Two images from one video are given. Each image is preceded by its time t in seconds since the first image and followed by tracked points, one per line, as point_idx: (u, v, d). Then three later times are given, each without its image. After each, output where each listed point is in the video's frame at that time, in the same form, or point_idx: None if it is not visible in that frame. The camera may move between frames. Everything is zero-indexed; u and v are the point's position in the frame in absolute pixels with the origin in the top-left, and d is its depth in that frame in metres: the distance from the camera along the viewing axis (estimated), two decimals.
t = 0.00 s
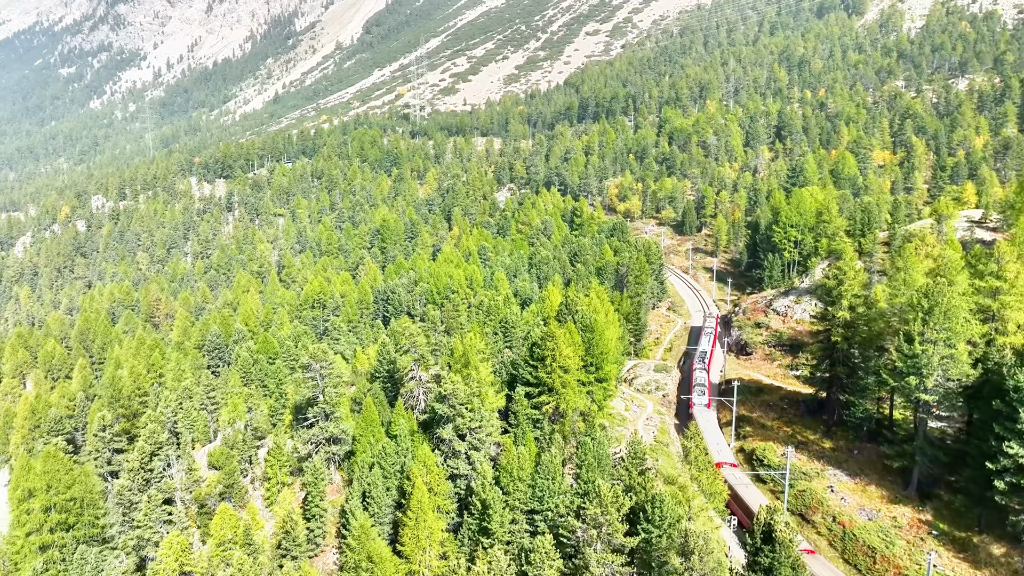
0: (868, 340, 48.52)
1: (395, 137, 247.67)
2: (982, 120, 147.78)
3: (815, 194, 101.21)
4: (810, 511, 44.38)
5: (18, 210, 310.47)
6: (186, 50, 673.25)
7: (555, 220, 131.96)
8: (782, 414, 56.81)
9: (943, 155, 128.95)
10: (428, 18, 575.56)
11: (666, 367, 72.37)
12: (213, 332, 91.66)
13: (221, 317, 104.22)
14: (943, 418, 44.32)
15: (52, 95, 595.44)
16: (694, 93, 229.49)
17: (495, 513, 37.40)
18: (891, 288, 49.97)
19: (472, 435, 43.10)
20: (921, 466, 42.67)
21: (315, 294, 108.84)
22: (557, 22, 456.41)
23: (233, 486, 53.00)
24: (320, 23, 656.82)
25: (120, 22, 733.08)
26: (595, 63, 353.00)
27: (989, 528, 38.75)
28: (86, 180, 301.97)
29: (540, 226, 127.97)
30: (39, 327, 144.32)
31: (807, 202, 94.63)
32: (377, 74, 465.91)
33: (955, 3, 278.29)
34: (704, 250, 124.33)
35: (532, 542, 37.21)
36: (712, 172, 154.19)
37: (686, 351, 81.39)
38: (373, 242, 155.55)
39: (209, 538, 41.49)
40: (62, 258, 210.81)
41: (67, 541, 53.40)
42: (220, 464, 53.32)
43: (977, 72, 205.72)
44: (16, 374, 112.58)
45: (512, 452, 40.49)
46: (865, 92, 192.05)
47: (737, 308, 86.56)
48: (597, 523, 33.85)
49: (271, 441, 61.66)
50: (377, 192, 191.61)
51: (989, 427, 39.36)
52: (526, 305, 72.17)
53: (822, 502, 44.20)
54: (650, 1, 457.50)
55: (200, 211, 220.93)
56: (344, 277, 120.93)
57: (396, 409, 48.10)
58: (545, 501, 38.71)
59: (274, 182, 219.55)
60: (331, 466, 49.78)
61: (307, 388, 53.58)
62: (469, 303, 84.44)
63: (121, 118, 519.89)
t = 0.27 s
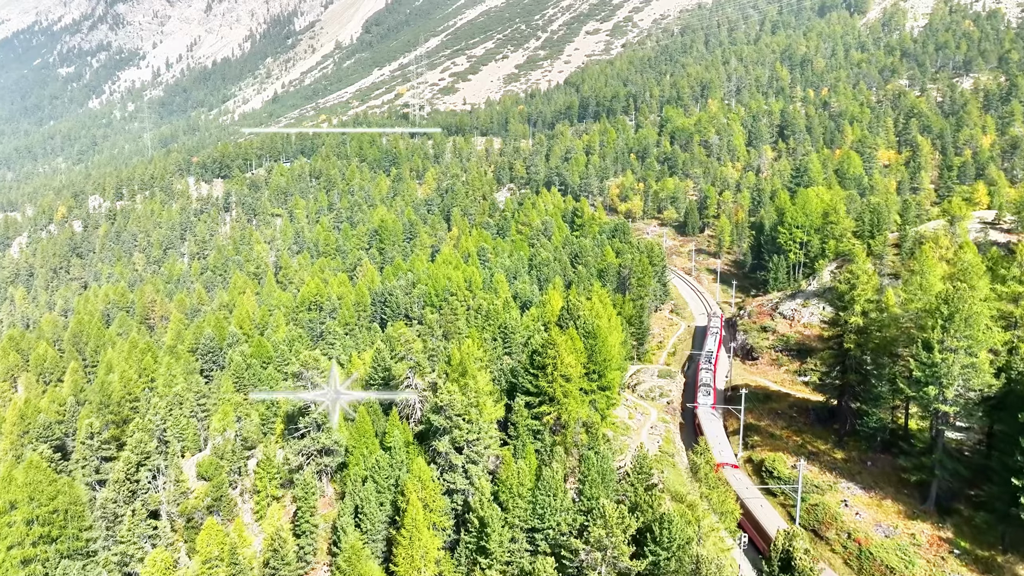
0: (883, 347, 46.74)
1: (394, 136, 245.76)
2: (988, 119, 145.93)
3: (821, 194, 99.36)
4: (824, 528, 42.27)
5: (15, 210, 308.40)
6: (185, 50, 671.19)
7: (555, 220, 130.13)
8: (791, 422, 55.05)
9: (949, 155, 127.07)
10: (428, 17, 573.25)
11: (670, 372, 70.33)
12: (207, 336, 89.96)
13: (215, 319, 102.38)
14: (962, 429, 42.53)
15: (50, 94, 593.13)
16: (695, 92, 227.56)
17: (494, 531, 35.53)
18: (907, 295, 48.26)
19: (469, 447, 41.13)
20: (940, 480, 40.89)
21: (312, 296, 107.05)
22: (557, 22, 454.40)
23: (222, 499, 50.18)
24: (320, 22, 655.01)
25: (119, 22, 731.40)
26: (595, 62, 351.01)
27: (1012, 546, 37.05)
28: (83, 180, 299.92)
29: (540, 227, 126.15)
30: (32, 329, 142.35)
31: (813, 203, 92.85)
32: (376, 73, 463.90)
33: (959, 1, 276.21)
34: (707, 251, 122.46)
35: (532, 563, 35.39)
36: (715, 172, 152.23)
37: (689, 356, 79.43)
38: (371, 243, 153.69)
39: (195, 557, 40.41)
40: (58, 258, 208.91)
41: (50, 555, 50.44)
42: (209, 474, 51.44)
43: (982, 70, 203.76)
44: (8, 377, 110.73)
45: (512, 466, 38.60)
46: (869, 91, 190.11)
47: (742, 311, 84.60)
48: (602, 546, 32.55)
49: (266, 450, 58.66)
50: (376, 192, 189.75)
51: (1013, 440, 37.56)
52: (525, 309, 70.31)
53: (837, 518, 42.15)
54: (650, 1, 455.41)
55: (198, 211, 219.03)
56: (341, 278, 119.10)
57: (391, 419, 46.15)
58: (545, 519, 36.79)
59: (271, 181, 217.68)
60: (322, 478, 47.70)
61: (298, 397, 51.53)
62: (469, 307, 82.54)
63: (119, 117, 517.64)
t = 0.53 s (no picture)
0: (900, 355, 44.93)
1: (393, 136, 243.90)
2: (995, 118, 143.89)
3: (827, 194, 97.48)
4: (840, 545, 40.62)
5: (11, 210, 306.24)
6: (184, 50, 669.05)
7: (556, 221, 128.27)
8: (801, 432, 53.24)
9: (956, 155, 125.10)
10: (427, 16, 571.05)
11: (675, 378, 68.37)
12: (200, 340, 88.06)
13: (209, 322, 100.40)
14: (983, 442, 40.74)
15: (49, 94, 591.07)
16: (696, 92, 225.62)
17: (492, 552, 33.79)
18: (924, 302, 46.55)
19: (467, 461, 39.31)
20: (961, 496, 39.12)
21: (308, 298, 105.18)
22: (557, 21, 452.21)
23: (210, 512, 47.75)
24: (319, 22, 653.14)
25: (118, 21, 729.83)
26: (595, 61, 348.96)
27: None
28: (81, 180, 298.17)
29: (541, 228, 124.28)
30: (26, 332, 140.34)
31: (819, 204, 91.07)
32: (375, 72, 461.78)
33: None
34: (710, 252, 120.57)
35: None
36: (717, 172, 150.40)
37: (695, 361, 77.48)
38: (369, 244, 151.84)
39: None
40: (53, 259, 206.98)
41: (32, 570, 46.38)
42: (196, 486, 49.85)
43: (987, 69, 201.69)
44: None
45: (512, 483, 36.85)
46: (872, 90, 188.12)
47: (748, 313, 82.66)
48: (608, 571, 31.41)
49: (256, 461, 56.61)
50: (374, 192, 187.82)
51: None
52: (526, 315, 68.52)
53: (853, 535, 40.54)
54: None
55: (195, 211, 217.12)
56: (338, 280, 117.18)
57: (385, 431, 44.30)
58: (547, 540, 35.07)
59: (269, 182, 215.69)
60: (313, 492, 45.77)
61: (287, 407, 49.56)
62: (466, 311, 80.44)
63: (118, 117, 515.39)
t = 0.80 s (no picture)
0: (918, 363, 42.98)
1: (392, 136, 241.83)
2: (1002, 117, 141.82)
3: (834, 194, 95.51)
4: (857, 566, 39.01)
5: (8, 210, 304.12)
6: (183, 49, 667.01)
7: (556, 222, 126.28)
8: (813, 441, 51.35)
9: (963, 154, 123.04)
10: (427, 16, 568.84)
11: (680, 385, 66.41)
12: (193, 343, 86.09)
13: (202, 326, 98.38)
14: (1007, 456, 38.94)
15: (47, 94, 588.88)
16: (698, 91, 223.55)
17: None
18: (944, 307, 44.48)
19: (464, 477, 37.32)
20: (984, 514, 37.32)
21: (304, 300, 103.11)
22: (557, 20, 450.17)
23: (195, 528, 45.81)
24: (319, 22, 650.86)
25: (117, 21, 727.84)
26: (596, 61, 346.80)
27: None
28: (78, 180, 296.23)
29: (541, 229, 122.30)
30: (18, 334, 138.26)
31: (826, 205, 89.20)
32: (374, 72, 459.53)
33: None
34: (713, 253, 118.60)
35: None
36: (720, 172, 148.38)
37: (699, 367, 75.49)
38: (366, 245, 149.81)
39: None
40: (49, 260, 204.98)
41: None
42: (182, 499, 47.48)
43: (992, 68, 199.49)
44: None
45: (511, 502, 34.85)
46: (876, 89, 186.10)
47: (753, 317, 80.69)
48: None
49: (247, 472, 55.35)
50: (372, 193, 185.76)
51: None
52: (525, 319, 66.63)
53: (870, 556, 38.95)
54: None
55: (191, 212, 215.08)
56: (335, 282, 115.21)
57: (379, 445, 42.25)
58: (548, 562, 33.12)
59: (267, 182, 213.68)
60: (302, 508, 43.76)
61: (275, 420, 47.58)
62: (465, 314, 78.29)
63: (116, 117, 513.26)
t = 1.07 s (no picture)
0: (935, 372, 40.91)
1: (391, 135, 239.90)
2: (1009, 116, 139.81)
3: (841, 194, 93.44)
4: None
5: (5, 210, 302.44)
6: (182, 49, 665.53)
7: (557, 222, 124.34)
8: (824, 452, 49.29)
9: (970, 154, 121.02)
10: (427, 15, 566.91)
11: (685, 392, 64.41)
12: (186, 347, 84.17)
13: (195, 329, 96.41)
14: None
15: (46, 94, 587.01)
16: (699, 90, 221.70)
17: None
18: (965, 311, 42.03)
19: (460, 496, 35.34)
20: (1010, 535, 35.29)
21: (301, 302, 101.26)
22: (557, 19, 448.08)
23: (180, 545, 43.72)
24: (318, 21, 649.04)
25: (116, 20, 726.79)
26: (596, 60, 344.79)
27: None
28: (75, 180, 294.29)
29: (541, 230, 120.37)
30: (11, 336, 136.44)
31: (833, 205, 87.35)
32: (374, 71, 457.56)
33: None
34: (717, 255, 116.59)
35: None
36: (722, 172, 146.43)
37: (704, 372, 73.55)
38: (364, 246, 147.89)
39: None
40: (44, 260, 203.27)
41: None
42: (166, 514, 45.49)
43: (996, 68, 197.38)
44: None
45: (511, 524, 32.89)
46: (880, 88, 184.14)
47: (760, 320, 78.50)
48: None
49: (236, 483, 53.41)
50: (371, 193, 183.91)
51: None
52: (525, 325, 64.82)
53: None
54: None
55: (188, 212, 213.34)
56: (332, 284, 113.18)
57: (371, 461, 40.21)
58: None
59: (264, 182, 211.81)
60: (291, 524, 41.73)
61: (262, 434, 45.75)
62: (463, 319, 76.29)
63: (115, 116, 511.54)
